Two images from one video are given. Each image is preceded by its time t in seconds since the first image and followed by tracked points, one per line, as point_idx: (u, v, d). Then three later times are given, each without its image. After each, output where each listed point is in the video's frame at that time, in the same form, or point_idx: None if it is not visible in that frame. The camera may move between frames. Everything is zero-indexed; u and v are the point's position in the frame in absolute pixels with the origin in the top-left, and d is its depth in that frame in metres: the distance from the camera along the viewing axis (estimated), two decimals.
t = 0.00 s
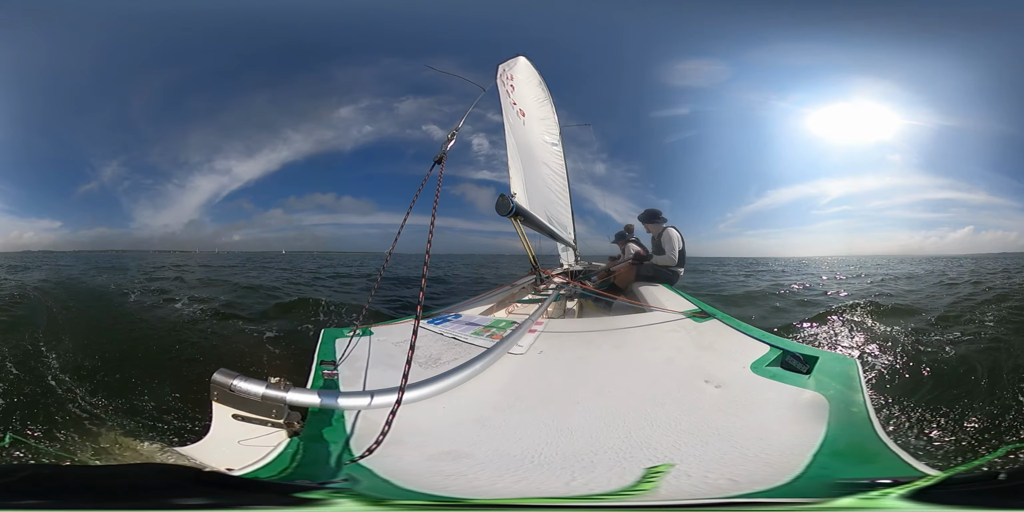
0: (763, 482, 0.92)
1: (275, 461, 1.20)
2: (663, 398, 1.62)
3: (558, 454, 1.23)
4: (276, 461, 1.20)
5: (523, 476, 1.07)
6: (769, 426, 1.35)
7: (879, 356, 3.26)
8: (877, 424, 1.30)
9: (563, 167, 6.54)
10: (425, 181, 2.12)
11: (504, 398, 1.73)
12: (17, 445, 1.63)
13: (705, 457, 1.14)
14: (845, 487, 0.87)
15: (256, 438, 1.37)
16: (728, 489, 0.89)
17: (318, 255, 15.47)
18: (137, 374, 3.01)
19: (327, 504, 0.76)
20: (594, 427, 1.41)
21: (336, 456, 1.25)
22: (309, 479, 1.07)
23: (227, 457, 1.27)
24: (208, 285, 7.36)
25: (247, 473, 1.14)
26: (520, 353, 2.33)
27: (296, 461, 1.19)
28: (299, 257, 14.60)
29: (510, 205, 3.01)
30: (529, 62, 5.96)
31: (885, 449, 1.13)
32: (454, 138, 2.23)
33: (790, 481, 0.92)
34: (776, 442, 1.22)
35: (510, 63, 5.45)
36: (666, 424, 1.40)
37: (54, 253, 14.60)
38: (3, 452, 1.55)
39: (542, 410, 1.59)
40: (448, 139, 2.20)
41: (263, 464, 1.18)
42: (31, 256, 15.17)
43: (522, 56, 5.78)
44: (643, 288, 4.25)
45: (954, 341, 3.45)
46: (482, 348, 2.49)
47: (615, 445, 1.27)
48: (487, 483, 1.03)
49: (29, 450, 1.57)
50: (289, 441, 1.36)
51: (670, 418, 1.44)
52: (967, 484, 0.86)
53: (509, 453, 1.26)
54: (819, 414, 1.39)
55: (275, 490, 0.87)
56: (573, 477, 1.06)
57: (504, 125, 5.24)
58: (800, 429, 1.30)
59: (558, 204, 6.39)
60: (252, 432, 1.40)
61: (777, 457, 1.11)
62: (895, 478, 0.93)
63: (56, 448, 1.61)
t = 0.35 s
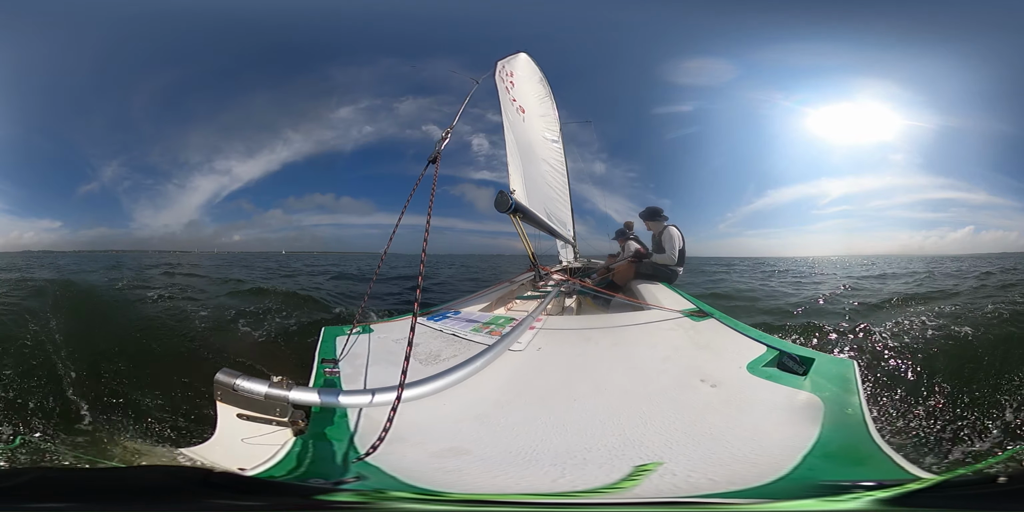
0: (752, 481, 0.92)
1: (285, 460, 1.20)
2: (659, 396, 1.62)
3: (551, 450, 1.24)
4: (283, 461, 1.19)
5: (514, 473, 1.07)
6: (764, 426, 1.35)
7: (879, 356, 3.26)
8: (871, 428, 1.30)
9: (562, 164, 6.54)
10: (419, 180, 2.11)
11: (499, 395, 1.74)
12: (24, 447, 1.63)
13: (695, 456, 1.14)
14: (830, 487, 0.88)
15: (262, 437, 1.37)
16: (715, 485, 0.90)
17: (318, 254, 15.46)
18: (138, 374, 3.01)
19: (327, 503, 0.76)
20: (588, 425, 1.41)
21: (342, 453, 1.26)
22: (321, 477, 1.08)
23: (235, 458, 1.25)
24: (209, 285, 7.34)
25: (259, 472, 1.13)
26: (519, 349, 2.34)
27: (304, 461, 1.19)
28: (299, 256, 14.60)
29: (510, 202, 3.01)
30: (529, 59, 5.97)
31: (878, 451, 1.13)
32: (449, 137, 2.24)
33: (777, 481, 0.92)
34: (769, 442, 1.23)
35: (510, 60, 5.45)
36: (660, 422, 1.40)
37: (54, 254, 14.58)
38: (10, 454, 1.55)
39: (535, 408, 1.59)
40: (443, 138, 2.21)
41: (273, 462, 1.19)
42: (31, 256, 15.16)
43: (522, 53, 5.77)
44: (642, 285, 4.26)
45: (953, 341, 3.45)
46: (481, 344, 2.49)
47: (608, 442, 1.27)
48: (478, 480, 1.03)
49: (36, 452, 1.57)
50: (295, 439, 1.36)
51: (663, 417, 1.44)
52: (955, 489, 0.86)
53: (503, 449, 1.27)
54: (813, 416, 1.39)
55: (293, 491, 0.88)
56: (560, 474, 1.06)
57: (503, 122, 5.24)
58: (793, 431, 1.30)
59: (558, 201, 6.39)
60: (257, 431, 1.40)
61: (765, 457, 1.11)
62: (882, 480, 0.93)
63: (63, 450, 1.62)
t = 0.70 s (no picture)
0: (752, 483, 0.92)
1: (281, 458, 1.21)
2: (656, 398, 1.62)
3: (545, 451, 1.24)
4: (281, 458, 1.21)
5: (507, 473, 1.08)
6: (761, 427, 1.36)
7: (876, 357, 3.27)
8: (871, 429, 1.30)
9: (563, 165, 6.53)
10: (407, 172, 2.08)
11: (496, 394, 1.74)
12: (26, 447, 1.63)
13: (690, 457, 1.14)
14: (836, 490, 0.88)
15: (261, 435, 1.37)
16: (715, 486, 0.90)
17: (319, 255, 15.49)
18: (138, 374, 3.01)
19: (322, 500, 0.77)
20: (583, 425, 1.42)
21: (337, 451, 1.27)
22: (313, 475, 1.09)
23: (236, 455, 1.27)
24: (209, 284, 7.34)
25: (256, 469, 1.15)
26: (517, 350, 2.34)
27: (301, 458, 1.20)
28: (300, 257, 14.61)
29: (509, 201, 3.01)
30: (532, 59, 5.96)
31: (880, 453, 1.13)
32: (436, 130, 2.24)
33: (777, 483, 0.92)
34: (767, 443, 1.23)
35: (512, 60, 5.44)
36: (656, 423, 1.40)
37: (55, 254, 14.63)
38: (14, 454, 1.54)
39: (532, 408, 1.60)
40: (431, 131, 2.21)
41: (270, 461, 1.20)
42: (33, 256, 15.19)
43: (525, 53, 5.79)
44: (640, 287, 4.25)
45: (952, 342, 3.45)
46: (478, 344, 2.50)
47: (603, 443, 1.27)
48: (470, 479, 1.04)
49: (39, 452, 1.57)
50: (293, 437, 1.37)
51: (660, 418, 1.44)
52: (969, 492, 0.85)
53: (496, 449, 1.27)
54: (813, 418, 1.39)
55: (286, 488, 0.88)
56: (552, 474, 1.07)
57: (504, 122, 5.25)
58: (792, 432, 1.30)
59: (557, 202, 6.39)
60: (256, 429, 1.39)
61: (766, 458, 1.12)
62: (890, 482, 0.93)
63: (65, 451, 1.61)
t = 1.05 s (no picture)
0: (752, 486, 0.92)
1: (279, 455, 1.22)
2: (654, 400, 1.63)
3: (539, 451, 1.24)
4: (280, 455, 1.22)
5: (500, 473, 1.08)
6: (761, 429, 1.36)
7: (876, 358, 3.26)
8: (873, 432, 1.30)
9: (563, 166, 6.51)
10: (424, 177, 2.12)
11: (493, 394, 1.74)
12: (28, 446, 1.63)
13: (687, 460, 1.14)
14: (844, 492, 0.86)
15: (259, 433, 1.37)
16: (712, 488, 0.90)
17: (320, 255, 15.50)
18: (138, 373, 3.00)
19: (315, 499, 0.77)
20: (580, 426, 1.42)
21: (334, 450, 1.27)
22: (308, 472, 1.09)
23: (233, 451, 1.29)
24: (210, 284, 7.35)
25: (254, 467, 1.15)
26: (514, 350, 2.34)
27: (298, 455, 1.21)
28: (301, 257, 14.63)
29: (509, 201, 3.02)
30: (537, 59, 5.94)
31: (885, 456, 1.13)
32: (455, 135, 2.25)
33: (780, 486, 0.92)
34: (767, 446, 1.24)
35: (517, 60, 5.49)
36: (653, 426, 1.40)
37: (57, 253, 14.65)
38: (16, 453, 1.55)
39: (530, 408, 1.60)
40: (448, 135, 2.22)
41: (268, 458, 1.20)
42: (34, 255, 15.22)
43: (532, 54, 5.84)
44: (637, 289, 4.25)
45: (952, 342, 3.45)
46: (476, 344, 2.50)
47: (598, 444, 1.28)
48: (463, 479, 1.04)
49: (41, 451, 1.58)
50: (290, 435, 1.36)
51: (658, 420, 1.44)
52: (986, 493, 0.83)
53: (491, 450, 1.27)
54: (814, 421, 1.40)
55: (280, 485, 0.88)
56: (542, 474, 1.07)
57: (505, 122, 5.27)
58: (794, 435, 1.30)
59: (557, 202, 6.39)
60: (255, 427, 1.38)
61: (771, 461, 1.12)
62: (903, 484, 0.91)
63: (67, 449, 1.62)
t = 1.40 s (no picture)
0: (753, 489, 0.91)
1: (280, 453, 1.22)
2: (651, 401, 1.63)
3: (530, 452, 1.24)
4: (280, 452, 1.23)
5: (490, 472, 1.08)
6: (757, 432, 1.37)
7: (876, 359, 3.26)
8: (872, 434, 1.31)
9: (564, 165, 6.48)
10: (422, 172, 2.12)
11: (488, 393, 1.75)
12: (30, 446, 1.65)
13: (681, 462, 1.14)
14: (844, 494, 0.86)
15: (260, 430, 1.39)
16: (709, 490, 0.91)
17: (320, 255, 15.50)
18: (138, 372, 3.01)
19: (309, 496, 0.78)
20: (576, 427, 1.42)
21: (333, 448, 1.27)
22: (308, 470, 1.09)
23: (234, 447, 1.31)
24: (210, 283, 7.36)
25: (256, 465, 1.16)
26: (511, 349, 2.35)
27: (299, 451, 1.22)
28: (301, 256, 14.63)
29: (508, 200, 3.01)
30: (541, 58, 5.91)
31: (883, 458, 1.14)
32: (454, 127, 2.27)
33: (782, 487, 0.91)
34: (764, 448, 1.24)
35: (521, 60, 5.53)
36: (650, 427, 1.41)
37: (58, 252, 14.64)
38: (18, 453, 1.56)
39: (527, 408, 1.61)
40: (449, 129, 2.25)
41: (270, 455, 1.21)
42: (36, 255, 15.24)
43: (538, 53, 5.87)
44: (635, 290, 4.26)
45: (950, 344, 3.44)
46: (473, 342, 2.51)
47: (591, 445, 1.28)
48: (456, 478, 1.04)
49: (43, 451, 1.59)
50: (289, 432, 1.38)
51: (655, 421, 1.45)
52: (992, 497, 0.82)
53: (484, 449, 1.28)
54: (812, 423, 1.40)
55: (287, 481, 0.90)
56: (532, 474, 1.07)
57: (506, 121, 5.29)
58: (792, 438, 1.30)
59: (557, 202, 6.39)
60: (255, 424, 1.40)
61: (769, 464, 1.12)
62: (907, 487, 0.90)
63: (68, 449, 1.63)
